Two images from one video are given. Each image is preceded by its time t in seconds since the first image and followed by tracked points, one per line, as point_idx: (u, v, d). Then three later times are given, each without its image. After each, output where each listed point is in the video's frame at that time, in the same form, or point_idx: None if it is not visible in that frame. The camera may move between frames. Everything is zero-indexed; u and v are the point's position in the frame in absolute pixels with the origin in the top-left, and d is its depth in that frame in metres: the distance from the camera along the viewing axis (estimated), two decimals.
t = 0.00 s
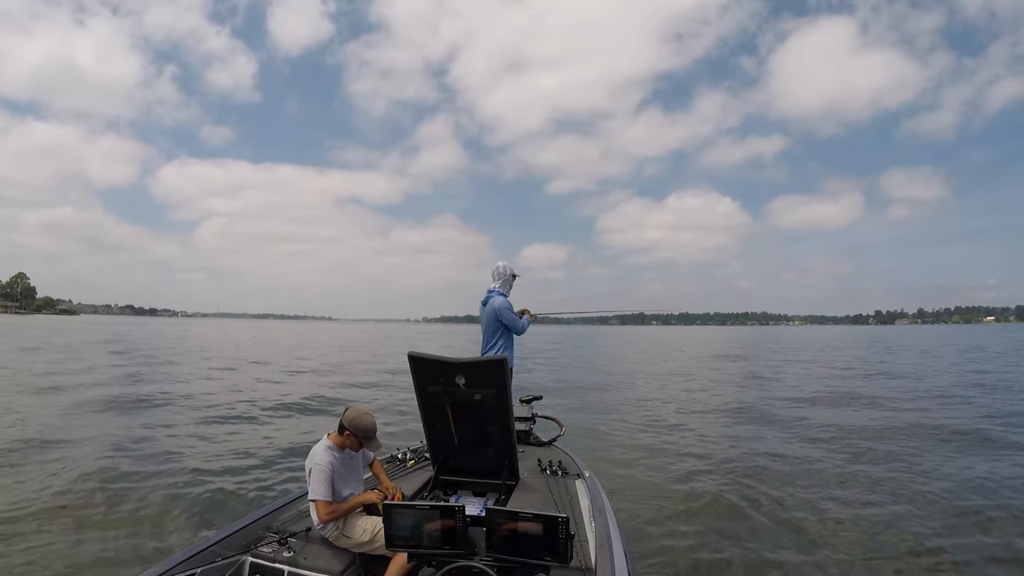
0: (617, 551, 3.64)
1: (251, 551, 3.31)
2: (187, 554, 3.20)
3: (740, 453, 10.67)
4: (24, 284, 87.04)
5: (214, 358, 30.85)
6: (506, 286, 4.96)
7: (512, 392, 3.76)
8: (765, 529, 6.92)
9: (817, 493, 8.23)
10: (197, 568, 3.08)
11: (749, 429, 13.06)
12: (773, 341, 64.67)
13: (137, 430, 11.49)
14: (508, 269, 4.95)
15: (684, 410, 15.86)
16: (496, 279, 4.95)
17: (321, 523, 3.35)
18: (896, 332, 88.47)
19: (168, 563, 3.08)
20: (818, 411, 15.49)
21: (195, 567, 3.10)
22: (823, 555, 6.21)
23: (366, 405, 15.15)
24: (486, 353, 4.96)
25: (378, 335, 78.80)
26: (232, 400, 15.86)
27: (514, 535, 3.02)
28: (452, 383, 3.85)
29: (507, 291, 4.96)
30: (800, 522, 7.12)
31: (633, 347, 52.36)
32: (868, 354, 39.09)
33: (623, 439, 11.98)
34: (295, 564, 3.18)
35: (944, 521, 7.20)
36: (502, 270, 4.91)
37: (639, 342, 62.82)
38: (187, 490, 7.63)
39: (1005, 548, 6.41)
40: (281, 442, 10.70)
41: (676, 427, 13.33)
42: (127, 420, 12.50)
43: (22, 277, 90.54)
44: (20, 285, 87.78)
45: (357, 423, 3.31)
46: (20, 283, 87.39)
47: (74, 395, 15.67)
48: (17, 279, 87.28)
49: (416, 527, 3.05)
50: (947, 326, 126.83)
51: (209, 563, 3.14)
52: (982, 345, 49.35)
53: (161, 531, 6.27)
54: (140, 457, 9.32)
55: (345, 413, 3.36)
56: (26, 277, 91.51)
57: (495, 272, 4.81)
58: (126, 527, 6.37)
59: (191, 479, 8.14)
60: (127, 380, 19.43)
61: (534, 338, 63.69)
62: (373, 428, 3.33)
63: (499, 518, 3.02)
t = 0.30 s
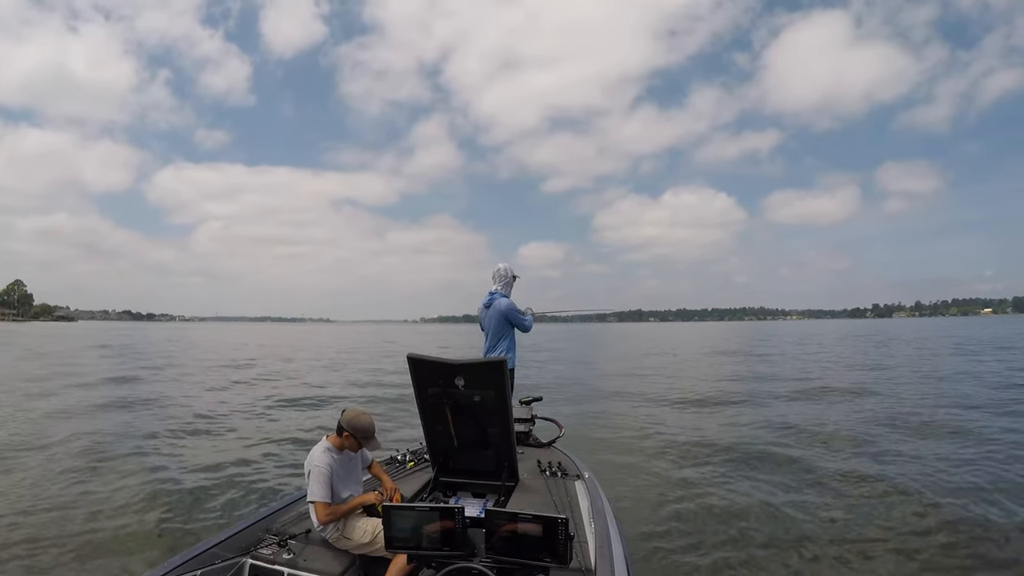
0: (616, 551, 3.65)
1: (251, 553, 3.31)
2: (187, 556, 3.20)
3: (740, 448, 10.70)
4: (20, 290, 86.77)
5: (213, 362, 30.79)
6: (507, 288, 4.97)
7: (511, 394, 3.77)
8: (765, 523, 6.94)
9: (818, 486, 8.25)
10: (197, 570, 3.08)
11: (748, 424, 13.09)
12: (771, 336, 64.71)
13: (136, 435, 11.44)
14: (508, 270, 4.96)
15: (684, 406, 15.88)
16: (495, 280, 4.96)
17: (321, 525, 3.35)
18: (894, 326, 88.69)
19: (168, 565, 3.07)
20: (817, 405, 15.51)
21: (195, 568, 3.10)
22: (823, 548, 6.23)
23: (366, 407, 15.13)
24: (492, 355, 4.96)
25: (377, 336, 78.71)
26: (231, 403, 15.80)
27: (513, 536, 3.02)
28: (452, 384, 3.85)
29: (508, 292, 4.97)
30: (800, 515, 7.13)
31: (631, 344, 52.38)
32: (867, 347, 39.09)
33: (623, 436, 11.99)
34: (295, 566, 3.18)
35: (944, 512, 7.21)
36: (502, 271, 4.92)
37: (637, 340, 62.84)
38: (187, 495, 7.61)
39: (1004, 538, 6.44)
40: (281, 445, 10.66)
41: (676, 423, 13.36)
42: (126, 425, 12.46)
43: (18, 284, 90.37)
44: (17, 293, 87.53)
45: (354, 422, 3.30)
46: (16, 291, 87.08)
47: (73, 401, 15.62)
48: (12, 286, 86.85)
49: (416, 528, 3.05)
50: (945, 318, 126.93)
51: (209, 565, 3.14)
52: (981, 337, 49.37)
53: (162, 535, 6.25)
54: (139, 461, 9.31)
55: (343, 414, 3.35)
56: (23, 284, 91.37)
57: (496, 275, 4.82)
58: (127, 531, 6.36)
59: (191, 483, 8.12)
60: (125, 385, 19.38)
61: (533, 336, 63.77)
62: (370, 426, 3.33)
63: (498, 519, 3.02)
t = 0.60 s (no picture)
0: (615, 550, 3.65)
1: (250, 551, 3.31)
2: (186, 554, 3.20)
3: (738, 446, 10.71)
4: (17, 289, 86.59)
5: (211, 360, 30.75)
6: (508, 286, 4.97)
7: (510, 392, 3.77)
8: (764, 520, 6.94)
9: (816, 484, 8.27)
10: (196, 568, 3.08)
11: (746, 423, 13.11)
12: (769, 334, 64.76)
13: (134, 433, 11.43)
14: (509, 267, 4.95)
15: (682, 404, 15.92)
16: (496, 278, 4.97)
17: (321, 523, 3.34)
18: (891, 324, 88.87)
19: (167, 563, 3.07)
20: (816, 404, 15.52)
21: (195, 566, 3.10)
22: (821, 545, 6.24)
23: (365, 405, 15.13)
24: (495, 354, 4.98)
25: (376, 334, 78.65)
26: (230, 402, 15.77)
27: (512, 534, 3.02)
28: (451, 383, 3.84)
29: (508, 289, 4.98)
30: (798, 513, 7.14)
31: (630, 343, 52.40)
32: (866, 346, 39.13)
33: (621, 434, 12.01)
34: (294, 564, 3.18)
35: (943, 510, 7.22)
36: (503, 269, 4.92)
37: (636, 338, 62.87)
38: (185, 493, 7.61)
39: (1001, 535, 6.46)
40: (279, 443, 10.65)
41: (675, 422, 13.38)
42: (124, 423, 12.44)
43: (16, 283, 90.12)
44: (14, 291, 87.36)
45: (355, 418, 3.31)
46: (14, 289, 86.87)
47: (71, 399, 15.60)
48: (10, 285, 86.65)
49: (415, 526, 3.05)
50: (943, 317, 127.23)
51: (209, 563, 3.14)
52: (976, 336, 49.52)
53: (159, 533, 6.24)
54: (137, 459, 9.30)
55: (342, 411, 3.35)
56: (20, 282, 91.20)
57: (497, 273, 4.83)
58: (124, 530, 6.34)
59: (189, 481, 8.11)
60: (123, 383, 19.35)
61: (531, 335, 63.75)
62: (371, 422, 3.34)
63: (497, 517, 3.02)
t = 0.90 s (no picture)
0: (615, 548, 3.66)
1: (250, 547, 3.30)
2: (186, 551, 3.20)
3: (737, 447, 10.71)
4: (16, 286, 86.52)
5: (210, 358, 30.69)
6: (507, 283, 4.96)
7: (511, 389, 3.77)
8: (762, 521, 6.94)
9: (814, 485, 8.27)
10: (195, 565, 3.07)
11: (745, 423, 13.13)
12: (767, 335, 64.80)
13: (133, 431, 11.42)
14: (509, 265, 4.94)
15: (680, 404, 15.95)
16: (496, 276, 4.96)
17: (321, 520, 3.34)
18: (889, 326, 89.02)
19: (167, 560, 3.07)
20: (814, 404, 15.53)
21: (194, 563, 3.09)
22: (820, 546, 6.24)
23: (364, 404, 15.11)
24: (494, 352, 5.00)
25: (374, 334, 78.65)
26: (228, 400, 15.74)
27: (512, 532, 3.02)
28: (451, 379, 3.84)
29: (508, 287, 4.98)
30: (797, 514, 7.14)
31: (627, 343, 52.51)
32: (862, 347, 39.28)
33: (621, 434, 12.02)
34: (294, 561, 3.18)
35: (942, 511, 7.23)
36: (502, 266, 4.92)
37: (635, 339, 62.88)
38: (183, 491, 7.59)
39: (999, 536, 6.46)
40: (278, 442, 10.63)
41: (674, 422, 13.39)
42: (123, 421, 12.40)
43: (14, 280, 90.06)
44: (13, 288, 87.36)
45: (353, 414, 3.31)
46: (12, 287, 86.75)
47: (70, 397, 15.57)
48: (8, 283, 86.56)
49: (414, 523, 3.05)
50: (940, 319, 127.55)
51: (208, 560, 3.12)
52: (973, 338, 49.65)
53: (158, 531, 6.24)
54: (136, 457, 9.27)
55: (342, 408, 3.34)
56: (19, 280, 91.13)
57: (497, 271, 4.83)
58: (122, 527, 6.33)
59: (188, 479, 8.10)
60: (122, 381, 19.33)
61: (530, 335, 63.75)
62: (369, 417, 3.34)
63: (497, 515, 3.02)
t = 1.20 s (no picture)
0: (615, 547, 3.68)
1: (250, 550, 3.26)
2: (185, 554, 3.17)
3: (729, 439, 10.85)
4: None
5: (199, 374, 30.28)
6: (504, 282, 5.02)
7: (509, 389, 3.77)
8: (756, 513, 7.05)
9: (805, 475, 8.41)
10: (195, 568, 3.04)
11: (737, 415, 13.28)
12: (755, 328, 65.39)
13: (125, 451, 11.25)
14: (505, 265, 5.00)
15: (674, 400, 16.09)
16: (493, 276, 5.01)
17: (326, 523, 3.32)
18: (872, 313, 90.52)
19: (167, 564, 3.04)
20: (805, 395, 15.74)
21: (194, 566, 3.05)
22: (813, 535, 6.34)
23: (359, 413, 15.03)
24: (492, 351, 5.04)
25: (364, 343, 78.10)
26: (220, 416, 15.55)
27: (512, 531, 3.03)
28: (450, 380, 3.84)
29: (507, 287, 5.05)
30: (789, 505, 7.27)
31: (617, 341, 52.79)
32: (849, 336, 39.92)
33: (615, 432, 12.13)
34: (295, 563, 3.15)
35: (930, 493, 7.40)
36: (499, 267, 4.98)
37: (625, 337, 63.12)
38: (179, 509, 7.49)
39: (983, 515, 6.63)
40: (273, 455, 10.53)
41: (668, 417, 13.53)
42: (113, 441, 12.22)
43: None
44: None
45: (358, 414, 3.28)
46: None
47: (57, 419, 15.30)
48: None
49: (414, 524, 3.04)
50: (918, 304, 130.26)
51: (207, 563, 3.09)
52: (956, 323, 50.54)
53: (153, 552, 6.14)
54: (128, 477, 9.13)
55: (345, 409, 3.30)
56: None
57: (495, 270, 4.89)
58: (115, 548, 6.23)
59: (183, 497, 8.00)
60: (110, 401, 19.02)
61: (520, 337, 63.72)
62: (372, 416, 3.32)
63: (497, 515, 3.03)
